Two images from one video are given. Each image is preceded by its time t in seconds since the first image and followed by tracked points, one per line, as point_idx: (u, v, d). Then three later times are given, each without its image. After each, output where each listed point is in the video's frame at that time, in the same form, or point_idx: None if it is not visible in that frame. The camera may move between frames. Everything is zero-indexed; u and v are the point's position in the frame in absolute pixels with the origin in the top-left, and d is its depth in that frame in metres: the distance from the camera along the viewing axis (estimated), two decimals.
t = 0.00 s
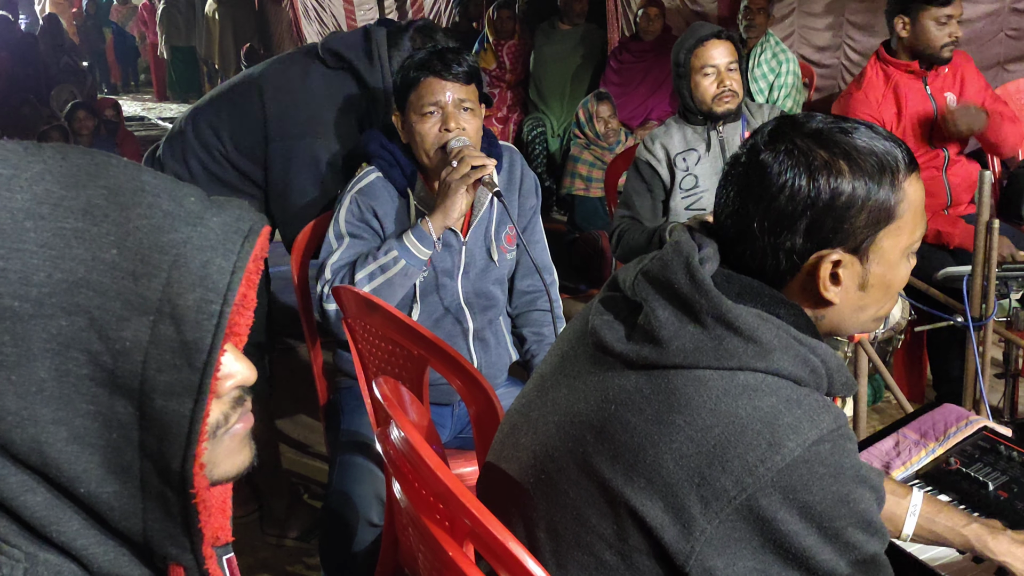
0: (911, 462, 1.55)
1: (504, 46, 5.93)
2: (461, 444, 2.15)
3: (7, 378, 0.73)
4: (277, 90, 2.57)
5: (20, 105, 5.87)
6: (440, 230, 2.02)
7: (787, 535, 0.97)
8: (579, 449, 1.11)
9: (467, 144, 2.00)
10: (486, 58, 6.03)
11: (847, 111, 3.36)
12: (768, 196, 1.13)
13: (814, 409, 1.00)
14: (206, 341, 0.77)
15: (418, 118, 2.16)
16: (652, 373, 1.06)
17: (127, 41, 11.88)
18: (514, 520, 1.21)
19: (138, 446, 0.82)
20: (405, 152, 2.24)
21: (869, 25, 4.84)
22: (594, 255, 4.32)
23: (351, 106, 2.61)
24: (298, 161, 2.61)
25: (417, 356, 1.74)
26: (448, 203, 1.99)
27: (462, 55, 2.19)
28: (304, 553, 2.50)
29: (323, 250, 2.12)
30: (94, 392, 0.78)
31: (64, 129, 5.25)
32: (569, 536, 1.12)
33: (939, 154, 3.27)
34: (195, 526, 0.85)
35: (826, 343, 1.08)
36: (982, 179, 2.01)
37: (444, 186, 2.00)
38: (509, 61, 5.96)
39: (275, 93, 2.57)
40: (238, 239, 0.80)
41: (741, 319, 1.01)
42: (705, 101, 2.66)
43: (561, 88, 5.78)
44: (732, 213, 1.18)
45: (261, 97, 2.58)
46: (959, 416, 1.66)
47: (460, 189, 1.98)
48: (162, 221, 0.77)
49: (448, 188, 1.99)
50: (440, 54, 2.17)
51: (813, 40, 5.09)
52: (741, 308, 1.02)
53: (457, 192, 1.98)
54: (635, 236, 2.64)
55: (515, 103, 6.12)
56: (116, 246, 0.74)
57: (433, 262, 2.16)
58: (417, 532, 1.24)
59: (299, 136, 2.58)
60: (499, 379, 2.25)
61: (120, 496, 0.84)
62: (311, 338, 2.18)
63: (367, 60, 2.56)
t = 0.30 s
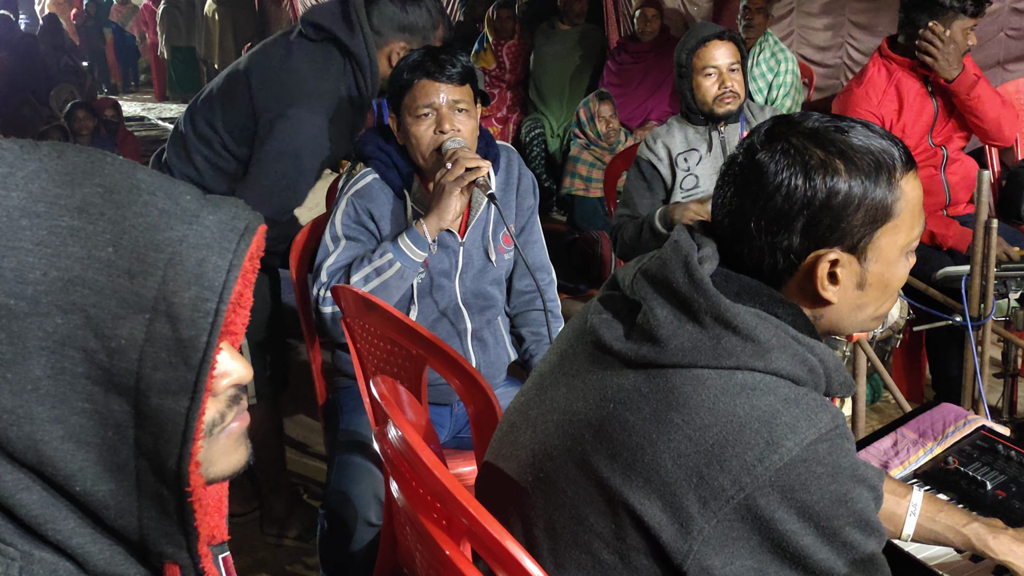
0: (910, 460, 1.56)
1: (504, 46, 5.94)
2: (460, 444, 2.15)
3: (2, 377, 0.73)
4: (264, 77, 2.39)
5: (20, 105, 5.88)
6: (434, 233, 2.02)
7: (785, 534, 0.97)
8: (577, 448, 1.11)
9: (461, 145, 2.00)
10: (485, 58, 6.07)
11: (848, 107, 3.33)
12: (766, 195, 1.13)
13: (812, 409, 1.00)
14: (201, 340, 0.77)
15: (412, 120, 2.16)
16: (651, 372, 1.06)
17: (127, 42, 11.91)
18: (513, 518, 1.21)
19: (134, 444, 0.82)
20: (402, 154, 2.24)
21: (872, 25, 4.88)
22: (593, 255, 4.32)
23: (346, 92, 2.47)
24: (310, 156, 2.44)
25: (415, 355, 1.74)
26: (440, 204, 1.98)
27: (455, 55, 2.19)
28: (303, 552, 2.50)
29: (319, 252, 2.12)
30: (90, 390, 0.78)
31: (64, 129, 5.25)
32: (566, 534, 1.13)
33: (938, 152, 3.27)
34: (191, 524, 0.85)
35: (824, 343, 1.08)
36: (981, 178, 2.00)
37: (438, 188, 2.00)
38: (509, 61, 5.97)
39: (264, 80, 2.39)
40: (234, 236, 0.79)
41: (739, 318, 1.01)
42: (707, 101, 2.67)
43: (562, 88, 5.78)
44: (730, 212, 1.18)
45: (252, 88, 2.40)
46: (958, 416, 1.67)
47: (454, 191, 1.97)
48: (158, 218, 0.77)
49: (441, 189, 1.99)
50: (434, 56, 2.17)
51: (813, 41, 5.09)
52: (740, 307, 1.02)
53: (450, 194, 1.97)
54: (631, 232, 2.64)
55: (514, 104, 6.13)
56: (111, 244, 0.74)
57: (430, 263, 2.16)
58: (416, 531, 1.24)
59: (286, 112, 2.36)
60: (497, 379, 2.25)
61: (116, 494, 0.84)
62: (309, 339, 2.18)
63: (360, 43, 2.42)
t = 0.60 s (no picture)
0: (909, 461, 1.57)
1: (503, 46, 5.95)
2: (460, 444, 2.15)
3: (0, 376, 0.73)
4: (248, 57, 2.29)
5: (20, 105, 5.90)
6: (430, 236, 2.02)
7: (785, 536, 0.97)
8: (579, 447, 1.11)
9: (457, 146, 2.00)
10: (485, 58, 6.07)
11: (850, 105, 3.32)
12: (767, 197, 1.13)
13: (814, 411, 1.00)
14: (199, 339, 0.77)
15: (410, 121, 2.16)
16: (654, 372, 1.06)
17: (126, 42, 11.92)
18: (513, 518, 1.21)
19: (133, 444, 0.82)
20: (400, 155, 2.24)
21: (874, 25, 4.99)
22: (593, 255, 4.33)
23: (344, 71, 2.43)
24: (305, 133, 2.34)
25: (416, 355, 1.74)
26: (438, 207, 1.99)
27: (453, 55, 2.19)
28: (303, 552, 2.50)
29: (317, 253, 2.12)
30: (89, 390, 0.78)
31: (64, 129, 5.26)
32: (568, 535, 1.12)
33: (938, 151, 3.27)
34: (190, 523, 0.85)
35: (826, 345, 1.09)
36: (980, 178, 2.00)
37: (435, 191, 1.99)
38: (509, 60, 5.98)
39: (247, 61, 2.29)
40: (232, 235, 0.80)
41: (742, 320, 1.01)
42: (709, 101, 2.67)
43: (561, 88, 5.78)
44: (732, 214, 1.18)
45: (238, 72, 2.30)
46: (957, 415, 1.67)
47: (451, 193, 1.98)
48: (156, 218, 0.77)
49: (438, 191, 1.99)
50: (431, 56, 2.17)
51: (813, 38, 5.07)
52: (742, 308, 1.03)
53: (448, 196, 1.97)
54: (633, 236, 2.65)
55: (514, 103, 6.13)
56: (109, 244, 0.74)
57: (429, 264, 2.15)
58: (416, 531, 1.24)
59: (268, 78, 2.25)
60: (497, 379, 2.25)
61: (115, 493, 0.84)
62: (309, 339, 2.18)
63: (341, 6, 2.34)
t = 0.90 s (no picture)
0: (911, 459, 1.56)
1: (504, 46, 5.96)
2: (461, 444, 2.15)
3: (2, 375, 0.73)
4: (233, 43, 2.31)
5: (20, 106, 5.91)
6: (430, 237, 2.02)
7: (785, 538, 0.96)
8: (581, 444, 1.11)
9: (457, 147, 2.00)
10: (485, 58, 6.08)
11: (853, 103, 3.31)
12: (773, 196, 1.13)
13: (817, 413, 0.99)
14: (202, 338, 0.77)
15: (409, 120, 2.16)
16: (657, 371, 1.06)
17: (127, 42, 11.93)
18: (514, 516, 1.20)
19: (135, 443, 0.82)
20: (400, 155, 2.24)
21: (874, 24, 4.99)
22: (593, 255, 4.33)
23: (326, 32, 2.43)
24: (300, 112, 2.36)
25: (418, 354, 1.74)
26: (437, 207, 1.99)
27: (453, 55, 2.19)
28: (304, 551, 2.51)
29: (317, 254, 2.12)
30: (91, 389, 0.78)
31: (65, 129, 5.26)
32: (568, 534, 1.12)
33: (939, 150, 3.27)
34: (192, 522, 0.85)
35: (833, 348, 1.07)
36: (981, 178, 2.00)
37: (435, 191, 1.99)
38: (509, 60, 5.99)
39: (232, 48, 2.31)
40: (235, 235, 0.80)
41: (745, 321, 1.01)
42: (709, 102, 2.66)
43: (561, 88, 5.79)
44: (736, 213, 1.18)
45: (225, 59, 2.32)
46: (959, 415, 1.67)
47: (451, 194, 1.98)
48: (158, 217, 0.77)
49: (438, 192, 1.99)
50: (430, 56, 2.17)
51: (812, 36, 5.07)
52: (745, 309, 1.02)
53: (448, 197, 1.97)
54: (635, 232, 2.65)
55: (514, 103, 6.12)
56: (112, 243, 0.74)
57: (429, 264, 2.15)
58: (416, 528, 1.24)
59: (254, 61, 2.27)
60: (499, 379, 2.25)
61: (117, 492, 0.84)
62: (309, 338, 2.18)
63: None
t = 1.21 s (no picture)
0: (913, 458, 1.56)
1: (504, 46, 5.98)
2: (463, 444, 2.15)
3: (4, 376, 0.73)
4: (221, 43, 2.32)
5: (20, 106, 5.91)
6: (430, 237, 2.02)
7: (793, 544, 0.96)
8: (588, 447, 1.10)
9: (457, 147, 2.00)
10: (486, 58, 6.09)
11: (854, 103, 3.31)
12: (783, 199, 1.12)
13: (825, 419, 0.99)
14: (204, 339, 0.77)
15: (410, 121, 2.16)
16: (664, 375, 1.06)
17: (127, 43, 11.95)
18: (519, 520, 1.20)
19: (137, 444, 0.81)
20: (400, 155, 2.24)
21: (874, 25, 4.98)
22: (594, 255, 4.33)
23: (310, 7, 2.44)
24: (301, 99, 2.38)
25: (422, 357, 1.74)
26: (437, 208, 1.99)
27: (453, 55, 2.19)
28: (305, 552, 2.51)
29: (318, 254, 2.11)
30: (93, 390, 0.78)
31: (65, 129, 5.27)
32: (574, 537, 1.12)
33: (940, 151, 3.27)
34: (194, 523, 0.85)
35: (841, 351, 1.07)
36: (982, 178, 2.00)
37: (435, 192, 1.99)
38: (510, 60, 6.00)
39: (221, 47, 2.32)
40: (236, 235, 0.79)
41: (753, 325, 1.00)
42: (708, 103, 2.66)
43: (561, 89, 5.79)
44: (743, 215, 1.18)
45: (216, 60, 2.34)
46: (959, 415, 1.67)
47: (451, 195, 1.98)
48: (160, 217, 0.77)
49: (438, 192, 1.99)
50: (431, 56, 2.17)
51: (812, 36, 5.08)
52: (753, 313, 1.02)
53: (448, 197, 1.97)
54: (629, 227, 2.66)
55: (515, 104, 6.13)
56: (113, 244, 0.74)
57: (430, 264, 2.15)
58: (420, 531, 1.24)
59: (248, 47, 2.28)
60: (500, 379, 2.25)
61: (119, 493, 0.84)
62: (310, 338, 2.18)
63: None
